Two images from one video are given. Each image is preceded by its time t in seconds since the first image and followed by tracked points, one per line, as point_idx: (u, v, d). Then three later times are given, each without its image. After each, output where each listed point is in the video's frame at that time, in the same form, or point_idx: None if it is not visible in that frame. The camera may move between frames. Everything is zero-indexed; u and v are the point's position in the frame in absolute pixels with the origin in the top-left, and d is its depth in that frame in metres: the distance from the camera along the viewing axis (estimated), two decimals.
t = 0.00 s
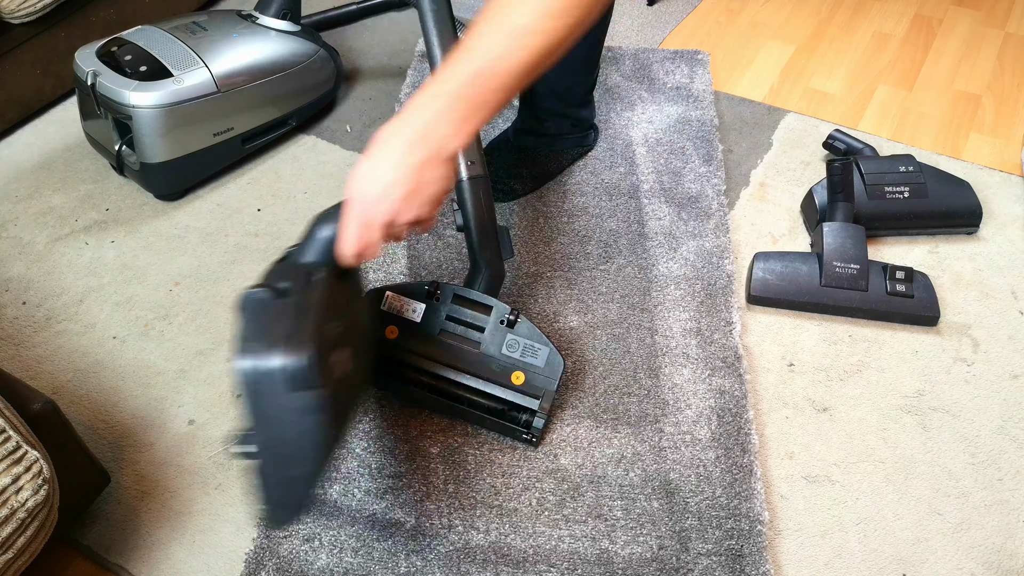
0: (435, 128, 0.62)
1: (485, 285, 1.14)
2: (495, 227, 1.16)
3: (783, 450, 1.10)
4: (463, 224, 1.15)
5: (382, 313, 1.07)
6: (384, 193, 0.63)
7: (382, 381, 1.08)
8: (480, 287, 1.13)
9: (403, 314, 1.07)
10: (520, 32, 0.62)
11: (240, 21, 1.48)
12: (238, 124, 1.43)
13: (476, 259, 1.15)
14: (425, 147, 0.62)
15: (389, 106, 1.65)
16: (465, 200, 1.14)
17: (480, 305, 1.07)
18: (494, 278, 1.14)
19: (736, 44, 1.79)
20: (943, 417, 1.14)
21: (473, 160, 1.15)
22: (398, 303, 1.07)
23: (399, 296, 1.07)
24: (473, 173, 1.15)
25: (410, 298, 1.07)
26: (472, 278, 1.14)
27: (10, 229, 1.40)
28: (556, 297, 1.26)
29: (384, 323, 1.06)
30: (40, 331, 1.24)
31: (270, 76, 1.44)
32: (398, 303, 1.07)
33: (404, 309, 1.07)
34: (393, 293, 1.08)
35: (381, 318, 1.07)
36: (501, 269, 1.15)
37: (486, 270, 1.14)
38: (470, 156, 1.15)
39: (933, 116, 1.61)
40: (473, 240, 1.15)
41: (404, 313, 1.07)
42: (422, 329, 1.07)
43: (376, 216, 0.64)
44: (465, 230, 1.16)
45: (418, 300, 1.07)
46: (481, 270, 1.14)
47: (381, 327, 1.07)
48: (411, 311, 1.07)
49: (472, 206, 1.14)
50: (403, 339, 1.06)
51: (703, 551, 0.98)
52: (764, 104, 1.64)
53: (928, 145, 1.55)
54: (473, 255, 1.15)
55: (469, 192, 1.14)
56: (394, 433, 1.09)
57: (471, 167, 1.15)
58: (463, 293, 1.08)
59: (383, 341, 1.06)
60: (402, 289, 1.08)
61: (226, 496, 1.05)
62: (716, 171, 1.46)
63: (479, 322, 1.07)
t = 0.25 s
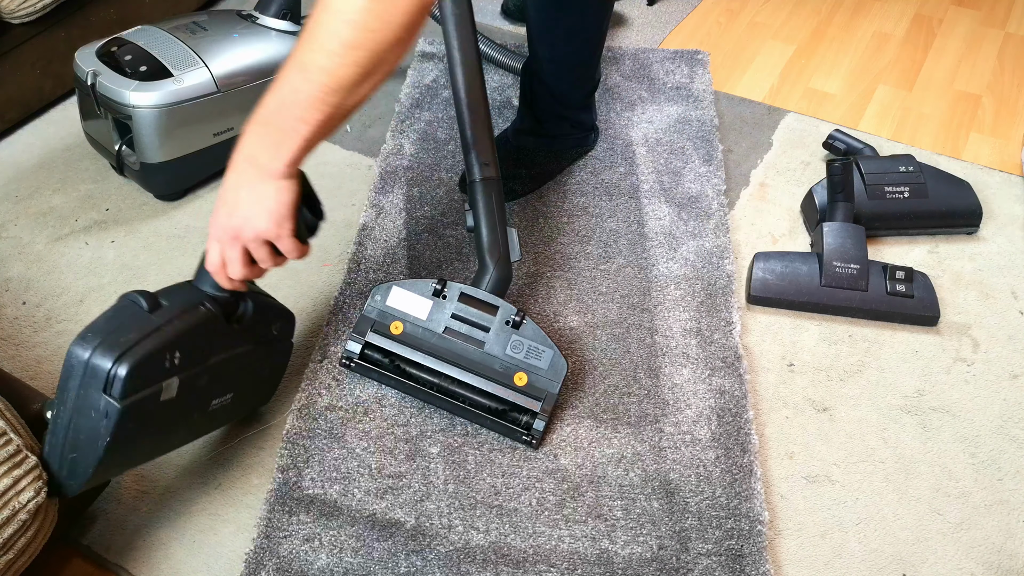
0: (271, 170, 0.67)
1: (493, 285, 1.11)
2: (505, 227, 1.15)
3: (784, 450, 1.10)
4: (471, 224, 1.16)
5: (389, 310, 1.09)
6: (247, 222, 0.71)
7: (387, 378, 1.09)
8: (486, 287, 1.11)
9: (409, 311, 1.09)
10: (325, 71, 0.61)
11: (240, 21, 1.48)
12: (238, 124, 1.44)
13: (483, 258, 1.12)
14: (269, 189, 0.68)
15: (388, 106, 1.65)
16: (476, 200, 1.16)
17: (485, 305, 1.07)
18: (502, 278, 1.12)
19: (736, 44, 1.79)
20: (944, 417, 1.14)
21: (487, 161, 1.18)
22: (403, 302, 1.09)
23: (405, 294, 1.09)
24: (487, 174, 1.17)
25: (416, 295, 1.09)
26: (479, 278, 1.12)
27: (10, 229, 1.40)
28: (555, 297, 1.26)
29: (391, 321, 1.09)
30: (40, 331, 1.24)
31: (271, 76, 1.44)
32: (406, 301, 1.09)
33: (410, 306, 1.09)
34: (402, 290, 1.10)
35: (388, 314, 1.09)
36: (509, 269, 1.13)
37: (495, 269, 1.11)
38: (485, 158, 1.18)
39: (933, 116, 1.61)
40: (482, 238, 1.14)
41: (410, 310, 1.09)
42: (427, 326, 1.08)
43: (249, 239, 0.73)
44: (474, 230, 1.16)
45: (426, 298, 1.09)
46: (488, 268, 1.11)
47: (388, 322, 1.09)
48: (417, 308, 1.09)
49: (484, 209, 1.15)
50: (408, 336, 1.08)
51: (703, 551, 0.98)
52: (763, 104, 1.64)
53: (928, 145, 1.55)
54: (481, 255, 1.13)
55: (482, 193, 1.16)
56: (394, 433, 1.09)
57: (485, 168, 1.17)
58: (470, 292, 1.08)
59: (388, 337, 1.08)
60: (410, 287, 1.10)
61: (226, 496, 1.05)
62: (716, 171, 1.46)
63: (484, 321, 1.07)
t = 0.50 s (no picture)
0: (237, 135, 0.76)
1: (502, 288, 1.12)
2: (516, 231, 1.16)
3: (784, 450, 1.10)
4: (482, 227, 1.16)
5: (396, 307, 1.09)
6: (215, 191, 0.78)
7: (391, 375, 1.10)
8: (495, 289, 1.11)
9: (417, 309, 1.09)
10: (280, 35, 0.71)
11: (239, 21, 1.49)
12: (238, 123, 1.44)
13: (493, 262, 1.13)
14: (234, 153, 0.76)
15: (388, 106, 1.65)
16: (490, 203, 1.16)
17: (492, 307, 1.07)
18: (511, 281, 1.12)
19: (736, 44, 1.79)
20: (943, 417, 1.14)
21: (501, 166, 1.18)
22: (412, 299, 1.09)
23: (413, 292, 1.09)
24: (500, 178, 1.17)
25: (424, 294, 1.09)
26: (488, 280, 1.12)
27: (10, 229, 1.40)
28: (555, 297, 1.26)
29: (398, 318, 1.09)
30: (40, 331, 1.24)
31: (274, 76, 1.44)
32: (414, 299, 1.09)
33: (417, 305, 1.09)
34: (411, 288, 1.09)
35: (396, 311, 1.09)
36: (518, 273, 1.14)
37: (504, 273, 1.12)
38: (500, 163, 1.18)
39: (933, 116, 1.61)
40: (494, 240, 1.14)
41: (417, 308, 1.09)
42: (433, 325, 1.08)
43: (218, 210, 0.79)
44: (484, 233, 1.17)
45: (435, 297, 1.09)
46: (498, 270, 1.12)
47: (395, 319, 1.09)
48: (425, 308, 1.09)
49: (497, 214, 1.16)
50: (414, 334, 1.08)
51: (703, 551, 0.98)
52: (763, 104, 1.64)
53: (928, 145, 1.55)
54: (491, 258, 1.13)
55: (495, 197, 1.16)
56: (394, 433, 1.09)
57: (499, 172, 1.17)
58: (477, 293, 1.08)
59: (395, 334, 1.08)
60: (419, 286, 1.10)
61: (226, 496, 1.05)
62: (716, 171, 1.46)
63: (489, 323, 1.06)
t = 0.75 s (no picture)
0: (265, 94, 0.89)
1: (506, 299, 1.12)
2: (521, 241, 1.15)
3: (784, 450, 1.10)
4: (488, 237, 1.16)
5: (399, 315, 1.09)
6: (246, 141, 0.90)
7: (392, 382, 1.10)
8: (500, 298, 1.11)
9: (419, 317, 1.08)
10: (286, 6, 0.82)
11: (239, 21, 1.49)
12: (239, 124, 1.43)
13: (497, 272, 1.13)
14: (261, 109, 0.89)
15: (388, 106, 1.65)
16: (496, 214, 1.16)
17: (496, 317, 1.07)
18: (516, 292, 1.12)
19: (736, 44, 1.79)
20: (943, 417, 1.14)
21: (507, 177, 1.18)
22: (415, 306, 1.09)
23: (417, 299, 1.09)
24: (506, 190, 1.17)
25: (428, 302, 1.09)
26: (491, 292, 1.12)
27: (10, 229, 1.40)
28: (555, 297, 1.26)
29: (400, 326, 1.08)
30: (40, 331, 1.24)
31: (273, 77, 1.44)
32: (417, 307, 1.09)
33: (420, 311, 1.08)
34: (414, 296, 1.10)
35: (398, 318, 1.09)
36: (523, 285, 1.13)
37: (508, 284, 1.12)
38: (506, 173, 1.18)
39: (933, 116, 1.61)
40: (498, 250, 1.14)
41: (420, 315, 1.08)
42: (436, 332, 1.07)
43: (247, 158, 0.91)
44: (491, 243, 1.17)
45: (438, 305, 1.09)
46: (502, 280, 1.12)
47: (397, 325, 1.09)
48: (428, 315, 1.08)
49: (503, 224, 1.16)
50: (416, 341, 1.07)
51: (702, 551, 0.98)
52: (763, 104, 1.64)
53: (928, 145, 1.55)
54: (496, 267, 1.13)
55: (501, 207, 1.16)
56: (394, 433, 1.09)
57: (505, 183, 1.17)
58: (482, 303, 1.08)
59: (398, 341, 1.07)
60: (423, 293, 1.10)
61: (226, 496, 1.05)
62: (716, 171, 1.46)
63: (493, 332, 1.06)
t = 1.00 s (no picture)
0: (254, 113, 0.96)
1: (508, 299, 1.12)
2: (524, 242, 1.15)
3: (784, 450, 1.10)
4: (492, 237, 1.16)
5: (401, 313, 1.08)
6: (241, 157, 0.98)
7: (392, 380, 1.09)
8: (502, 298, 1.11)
9: (421, 315, 1.08)
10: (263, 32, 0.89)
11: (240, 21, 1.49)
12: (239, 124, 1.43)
13: (500, 273, 1.13)
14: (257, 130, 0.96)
15: (388, 106, 1.65)
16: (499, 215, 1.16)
17: (497, 316, 1.07)
18: (517, 292, 1.12)
19: (736, 44, 1.79)
20: (943, 417, 1.14)
21: (512, 177, 1.17)
22: (417, 305, 1.08)
23: (419, 298, 1.09)
24: (510, 190, 1.17)
25: (430, 301, 1.08)
26: (494, 291, 1.12)
27: (10, 229, 1.40)
28: (555, 297, 1.26)
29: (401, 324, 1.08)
30: (40, 331, 1.24)
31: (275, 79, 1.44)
32: (419, 306, 1.08)
33: (422, 310, 1.08)
34: (416, 294, 1.09)
35: (399, 316, 1.08)
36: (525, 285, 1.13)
37: (510, 285, 1.12)
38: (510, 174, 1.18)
39: (933, 116, 1.61)
40: (500, 250, 1.14)
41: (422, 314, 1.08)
42: (437, 332, 1.07)
43: (244, 172, 0.98)
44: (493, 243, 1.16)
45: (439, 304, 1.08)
46: (505, 280, 1.12)
47: (399, 324, 1.08)
48: (430, 314, 1.08)
49: (506, 225, 1.15)
50: (417, 339, 1.07)
51: (702, 551, 0.98)
52: (763, 104, 1.64)
53: (928, 145, 1.55)
54: (499, 267, 1.13)
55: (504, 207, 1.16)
56: (394, 432, 1.09)
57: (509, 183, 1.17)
58: (483, 303, 1.08)
59: (399, 339, 1.07)
60: (425, 292, 1.09)
61: (226, 496, 1.05)
62: (716, 171, 1.46)
63: (494, 332, 1.06)
